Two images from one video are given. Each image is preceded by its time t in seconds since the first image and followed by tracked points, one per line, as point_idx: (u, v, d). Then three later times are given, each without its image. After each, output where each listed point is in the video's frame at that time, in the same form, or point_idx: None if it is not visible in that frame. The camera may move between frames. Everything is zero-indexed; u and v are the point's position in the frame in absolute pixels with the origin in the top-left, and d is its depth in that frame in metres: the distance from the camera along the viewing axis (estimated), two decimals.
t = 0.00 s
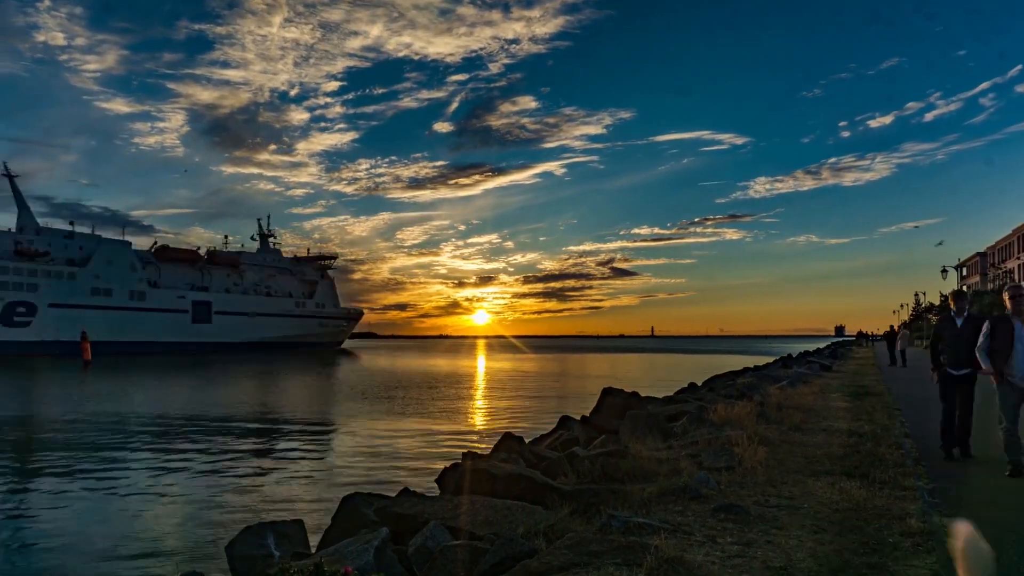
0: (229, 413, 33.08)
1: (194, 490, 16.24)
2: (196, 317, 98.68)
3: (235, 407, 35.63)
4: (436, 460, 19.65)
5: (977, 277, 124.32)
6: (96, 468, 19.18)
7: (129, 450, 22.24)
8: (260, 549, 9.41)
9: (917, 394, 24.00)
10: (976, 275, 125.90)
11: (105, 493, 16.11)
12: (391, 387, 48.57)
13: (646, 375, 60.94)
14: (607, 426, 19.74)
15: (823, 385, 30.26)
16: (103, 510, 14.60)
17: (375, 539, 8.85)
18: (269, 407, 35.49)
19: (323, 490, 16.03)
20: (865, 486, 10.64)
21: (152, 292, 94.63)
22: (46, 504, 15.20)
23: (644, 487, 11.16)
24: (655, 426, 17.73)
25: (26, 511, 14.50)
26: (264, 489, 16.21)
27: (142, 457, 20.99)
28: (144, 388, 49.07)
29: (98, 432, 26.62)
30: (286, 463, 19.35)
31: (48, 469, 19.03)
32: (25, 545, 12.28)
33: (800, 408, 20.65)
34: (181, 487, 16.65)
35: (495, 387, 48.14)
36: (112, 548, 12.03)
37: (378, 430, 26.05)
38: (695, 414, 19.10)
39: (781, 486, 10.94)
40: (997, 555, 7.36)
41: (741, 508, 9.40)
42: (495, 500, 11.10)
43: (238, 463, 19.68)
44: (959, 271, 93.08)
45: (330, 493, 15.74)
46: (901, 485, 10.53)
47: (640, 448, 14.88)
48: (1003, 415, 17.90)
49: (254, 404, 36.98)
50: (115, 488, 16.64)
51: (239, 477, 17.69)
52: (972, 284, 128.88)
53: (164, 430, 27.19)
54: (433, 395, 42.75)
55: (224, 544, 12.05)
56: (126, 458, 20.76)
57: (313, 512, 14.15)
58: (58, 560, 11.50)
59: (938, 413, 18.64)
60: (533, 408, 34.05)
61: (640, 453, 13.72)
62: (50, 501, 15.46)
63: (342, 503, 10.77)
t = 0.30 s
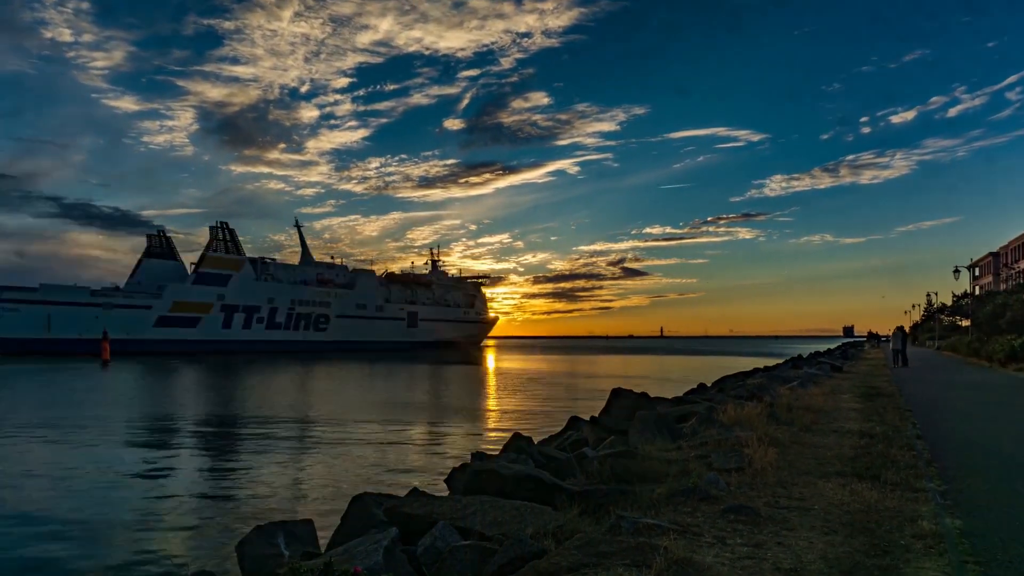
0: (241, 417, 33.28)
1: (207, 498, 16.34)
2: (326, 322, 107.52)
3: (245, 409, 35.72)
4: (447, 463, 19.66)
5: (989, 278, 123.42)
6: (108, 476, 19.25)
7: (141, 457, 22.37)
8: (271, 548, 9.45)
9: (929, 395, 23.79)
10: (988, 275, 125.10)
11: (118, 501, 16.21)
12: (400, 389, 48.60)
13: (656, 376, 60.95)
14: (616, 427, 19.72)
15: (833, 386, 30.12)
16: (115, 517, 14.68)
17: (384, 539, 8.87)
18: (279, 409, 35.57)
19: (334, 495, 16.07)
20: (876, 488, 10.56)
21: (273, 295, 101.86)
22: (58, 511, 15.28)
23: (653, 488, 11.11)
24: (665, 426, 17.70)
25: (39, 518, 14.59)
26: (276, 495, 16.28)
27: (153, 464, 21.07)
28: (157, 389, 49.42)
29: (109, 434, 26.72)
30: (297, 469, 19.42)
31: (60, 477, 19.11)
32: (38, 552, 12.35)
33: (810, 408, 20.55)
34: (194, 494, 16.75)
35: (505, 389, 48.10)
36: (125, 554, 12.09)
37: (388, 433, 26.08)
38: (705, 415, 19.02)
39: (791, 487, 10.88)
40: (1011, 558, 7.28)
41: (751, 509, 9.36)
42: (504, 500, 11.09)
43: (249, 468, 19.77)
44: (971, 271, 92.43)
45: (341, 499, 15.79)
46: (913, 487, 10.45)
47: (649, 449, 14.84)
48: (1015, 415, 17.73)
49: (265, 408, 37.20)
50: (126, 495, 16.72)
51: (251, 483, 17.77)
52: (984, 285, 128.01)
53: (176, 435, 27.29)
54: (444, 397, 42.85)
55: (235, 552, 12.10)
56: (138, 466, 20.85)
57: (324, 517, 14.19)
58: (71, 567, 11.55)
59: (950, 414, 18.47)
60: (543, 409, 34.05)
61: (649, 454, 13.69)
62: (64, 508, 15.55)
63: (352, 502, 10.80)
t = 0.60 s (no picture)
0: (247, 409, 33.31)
1: (214, 487, 16.35)
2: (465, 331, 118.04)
3: (254, 404, 35.89)
4: (453, 460, 19.64)
5: (1001, 278, 122.52)
6: (114, 464, 19.27)
7: (148, 446, 22.39)
8: (279, 548, 9.48)
9: (941, 396, 23.61)
10: (999, 275, 124.20)
11: (124, 489, 16.22)
12: (410, 387, 48.69)
13: (664, 376, 60.85)
14: (624, 427, 19.69)
15: (842, 387, 29.94)
16: (121, 506, 14.71)
17: (392, 539, 8.89)
18: (288, 405, 35.71)
19: (342, 489, 16.07)
20: (886, 489, 10.52)
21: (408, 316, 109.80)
22: (65, 498, 15.29)
23: (662, 488, 11.10)
24: (673, 427, 17.67)
25: (45, 506, 14.61)
26: (284, 487, 16.30)
27: (160, 453, 21.09)
28: (163, 385, 49.47)
29: (120, 429, 26.89)
30: (304, 460, 19.43)
31: (66, 465, 19.12)
32: (42, 539, 12.34)
33: (819, 409, 20.45)
34: (201, 483, 16.78)
35: (514, 387, 48.14)
36: (132, 544, 12.10)
37: (397, 429, 26.15)
38: (714, 415, 18.96)
39: (800, 488, 10.86)
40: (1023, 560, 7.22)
41: (760, 510, 9.33)
42: (513, 501, 11.09)
43: (256, 460, 19.78)
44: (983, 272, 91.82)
45: (348, 492, 15.78)
46: (924, 489, 10.37)
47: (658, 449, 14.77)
48: None
49: (274, 402, 37.33)
50: (133, 484, 16.74)
51: (258, 473, 17.79)
52: (996, 285, 127.12)
53: (182, 427, 27.30)
54: (451, 394, 42.86)
55: (240, 542, 12.09)
56: (144, 455, 20.85)
57: (330, 510, 14.18)
58: (76, 555, 11.54)
59: (961, 416, 18.31)
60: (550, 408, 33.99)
61: (657, 454, 13.68)
62: (71, 495, 15.59)
63: (360, 503, 10.83)
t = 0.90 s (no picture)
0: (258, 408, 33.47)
1: (226, 486, 16.44)
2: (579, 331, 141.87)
3: (265, 404, 36.00)
4: (463, 460, 19.65)
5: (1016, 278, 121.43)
6: (124, 463, 19.39)
7: (159, 445, 22.52)
8: (289, 547, 9.54)
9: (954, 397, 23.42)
10: (1014, 275, 123.04)
11: (135, 489, 16.32)
12: (420, 387, 48.72)
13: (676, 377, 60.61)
14: (634, 428, 19.65)
15: (854, 388, 29.70)
16: (131, 505, 14.78)
17: (402, 539, 8.90)
18: (298, 404, 35.81)
19: (352, 489, 16.09)
20: (898, 491, 10.44)
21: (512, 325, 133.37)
22: (77, 497, 15.40)
23: (672, 489, 11.08)
24: (684, 428, 17.61)
25: (56, 505, 14.70)
26: (294, 486, 16.40)
27: (170, 452, 21.18)
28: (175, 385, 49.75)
29: (132, 428, 27.03)
30: (314, 460, 19.49)
31: (77, 464, 19.23)
32: (51, 538, 12.40)
33: (831, 410, 20.33)
34: (212, 482, 16.89)
35: (523, 387, 48.12)
36: (142, 543, 12.17)
37: (407, 429, 26.21)
38: (724, 416, 18.88)
39: (812, 490, 10.80)
40: None
41: (771, 512, 9.28)
42: (523, 501, 11.08)
43: (267, 459, 19.86)
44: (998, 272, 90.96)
45: (357, 492, 15.81)
46: (937, 491, 10.27)
47: (668, 450, 14.71)
48: None
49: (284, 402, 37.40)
50: (144, 484, 16.83)
51: (270, 473, 17.86)
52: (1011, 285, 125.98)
53: (193, 426, 27.42)
54: (462, 394, 42.98)
55: (249, 542, 12.12)
56: (155, 454, 20.97)
57: (339, 510, 14.21)
58: (88, 553, 11.61)
59: (974, 417, 18.15)
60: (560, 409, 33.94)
61: (668, 455, 13.64)
62: (82, 494, 15.68)
63: (369, 503, 10.87)
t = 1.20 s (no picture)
0: (267, 408, 33.63)
1: (236, 486, 16.51)
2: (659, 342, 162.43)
3: (276, 403, 36.08)
4: (472, 461, 19.68)
5: None
6: (135, 463, 19.53)
7: (170, 445, 22.68)
8: (299, 547, 9.58)
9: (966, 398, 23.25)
10: None
11: (146, 488, 16.41)
12: (430, 387, 48.71)
13: (686, 377, 60.46)
14: (644, 429, 19.63)
15: (865, 389, 29.53)
16: (142, 504, 14.87)
17: (412, 539, 8.93)
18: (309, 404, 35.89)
19: (362, 489, 16.16)
20: (910, 492, 10.37)
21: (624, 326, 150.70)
22: (88, 497, 15.51)
23: (681, 490, 11.05)
24: (693, 429, 17.57)
25: (69, 504, 14.82)
26: (305, 486, 16.48)
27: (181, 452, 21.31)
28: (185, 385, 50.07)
29: (144, 428, 27.14)
30: (324, 460, 19.56)
31: (88, 464, 19.39)
32: (62, 537, 12.48)
33: (842, 411, 20.22)
34: (222, 482, 16.98)
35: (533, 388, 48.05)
36: (153, 542, 12.23)
37: (417, 429, 26.25)
38: (734, 417, 18.81)
39: (823, 491, 10.74)
40: None
41: (781, 513, 9.25)
42: (532, 502, 11.08)
43: (277, 459, 19.93)
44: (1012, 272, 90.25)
45: (367, 492, 15.86)
46: (949, 492, 10.19)
47: (677, 450, 14.69)
48: None
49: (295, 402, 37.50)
50: (154, 483, 16.94)
51: (280, 473, 17.95)
52: None
53: (203, 425, 27.60)
54: (470, 395, 43.04)
55: (259, 541, 12.18)
56: (166, 453, 21.10)
57: (348, 510, 14.26)
58: (99, 553, 11.67)
59: (986, 419, 18.01)
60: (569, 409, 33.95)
61: (678, 456, 13.59)
62: (94, 494, 15.80)
63: (379, 503, 10.89)
